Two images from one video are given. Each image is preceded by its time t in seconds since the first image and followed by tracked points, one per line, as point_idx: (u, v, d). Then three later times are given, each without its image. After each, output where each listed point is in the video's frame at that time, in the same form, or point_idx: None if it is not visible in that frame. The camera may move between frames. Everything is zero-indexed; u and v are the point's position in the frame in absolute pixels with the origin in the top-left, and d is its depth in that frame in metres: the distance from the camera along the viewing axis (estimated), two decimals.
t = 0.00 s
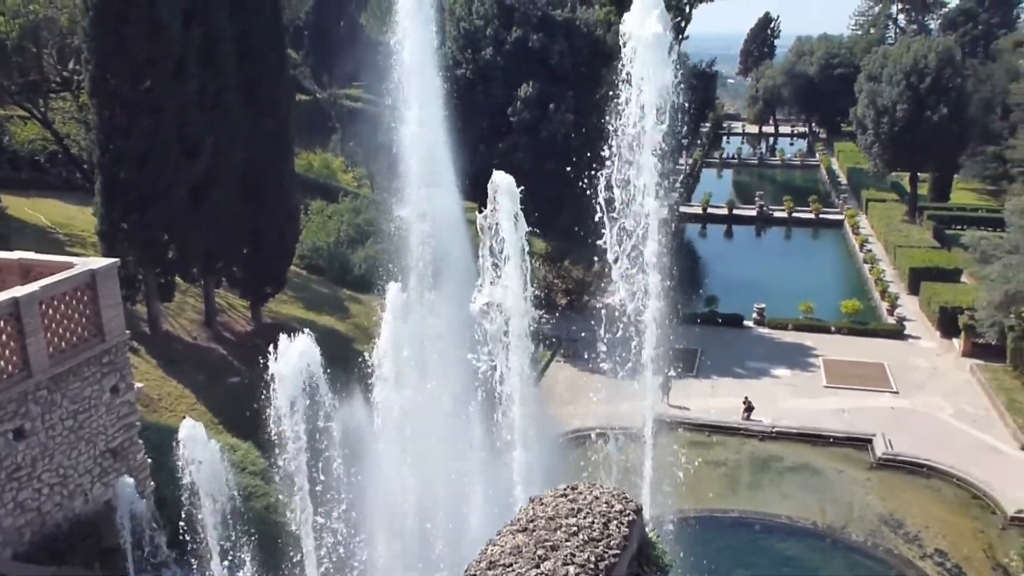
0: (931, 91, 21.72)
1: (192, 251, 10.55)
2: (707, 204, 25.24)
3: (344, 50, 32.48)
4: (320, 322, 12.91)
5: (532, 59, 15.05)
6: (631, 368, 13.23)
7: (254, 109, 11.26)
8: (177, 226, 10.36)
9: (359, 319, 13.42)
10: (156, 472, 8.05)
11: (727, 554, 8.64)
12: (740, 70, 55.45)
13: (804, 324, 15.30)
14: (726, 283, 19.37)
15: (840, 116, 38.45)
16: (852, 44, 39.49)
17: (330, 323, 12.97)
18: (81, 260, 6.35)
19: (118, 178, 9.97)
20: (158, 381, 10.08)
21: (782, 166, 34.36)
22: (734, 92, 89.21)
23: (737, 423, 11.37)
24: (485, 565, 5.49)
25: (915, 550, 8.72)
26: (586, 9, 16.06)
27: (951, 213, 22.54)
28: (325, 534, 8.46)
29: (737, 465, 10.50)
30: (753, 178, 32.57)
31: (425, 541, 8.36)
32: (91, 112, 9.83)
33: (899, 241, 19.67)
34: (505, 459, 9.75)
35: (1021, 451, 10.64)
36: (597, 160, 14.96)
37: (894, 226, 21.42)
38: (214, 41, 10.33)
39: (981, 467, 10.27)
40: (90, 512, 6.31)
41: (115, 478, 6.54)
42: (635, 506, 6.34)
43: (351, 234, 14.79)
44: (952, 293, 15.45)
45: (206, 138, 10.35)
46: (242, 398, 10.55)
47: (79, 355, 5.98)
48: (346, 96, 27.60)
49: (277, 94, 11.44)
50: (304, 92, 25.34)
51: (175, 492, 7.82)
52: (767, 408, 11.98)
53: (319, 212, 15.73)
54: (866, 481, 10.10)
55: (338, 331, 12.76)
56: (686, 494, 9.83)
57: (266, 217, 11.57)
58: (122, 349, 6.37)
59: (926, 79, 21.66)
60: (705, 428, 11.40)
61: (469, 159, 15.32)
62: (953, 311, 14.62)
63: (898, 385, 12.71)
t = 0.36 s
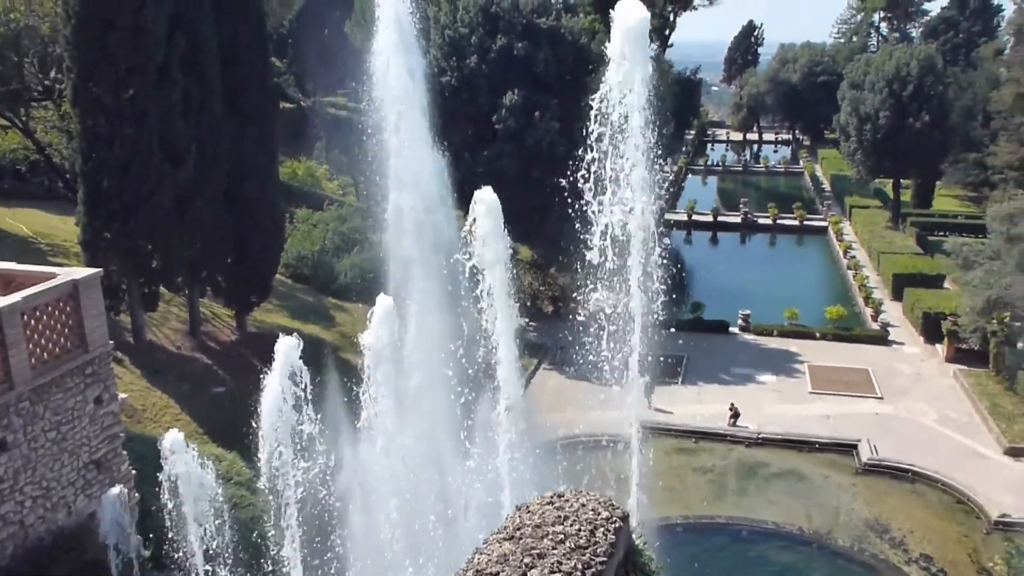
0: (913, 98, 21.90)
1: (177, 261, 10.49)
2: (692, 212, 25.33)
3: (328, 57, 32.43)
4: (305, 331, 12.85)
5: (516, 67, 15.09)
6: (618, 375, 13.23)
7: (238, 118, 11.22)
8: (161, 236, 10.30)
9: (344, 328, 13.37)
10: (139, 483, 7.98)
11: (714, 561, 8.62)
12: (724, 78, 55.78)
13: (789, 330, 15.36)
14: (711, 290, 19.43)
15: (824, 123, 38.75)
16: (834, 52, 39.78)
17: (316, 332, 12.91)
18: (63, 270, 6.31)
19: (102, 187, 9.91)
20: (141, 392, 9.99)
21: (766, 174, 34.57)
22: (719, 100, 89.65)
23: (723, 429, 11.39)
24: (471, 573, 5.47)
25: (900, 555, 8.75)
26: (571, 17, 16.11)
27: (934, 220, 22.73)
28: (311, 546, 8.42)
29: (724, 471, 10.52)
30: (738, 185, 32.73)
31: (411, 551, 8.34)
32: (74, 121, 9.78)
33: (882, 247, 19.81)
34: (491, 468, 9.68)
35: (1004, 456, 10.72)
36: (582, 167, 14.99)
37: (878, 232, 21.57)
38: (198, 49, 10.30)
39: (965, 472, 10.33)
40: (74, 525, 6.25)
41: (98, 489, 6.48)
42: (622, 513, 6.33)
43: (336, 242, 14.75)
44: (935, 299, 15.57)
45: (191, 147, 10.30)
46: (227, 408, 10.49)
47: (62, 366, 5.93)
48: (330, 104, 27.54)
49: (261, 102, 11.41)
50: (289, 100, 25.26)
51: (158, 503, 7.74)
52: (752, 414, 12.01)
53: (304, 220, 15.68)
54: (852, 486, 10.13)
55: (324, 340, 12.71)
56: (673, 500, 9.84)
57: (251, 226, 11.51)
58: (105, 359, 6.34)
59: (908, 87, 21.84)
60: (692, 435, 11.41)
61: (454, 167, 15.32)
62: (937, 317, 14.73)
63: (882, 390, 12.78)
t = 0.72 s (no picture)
0: (890, 104, 22.10)
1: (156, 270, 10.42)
2: (673, 217, 25.43)
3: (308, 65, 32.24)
4: (287, 339, 12.78)
5: (496, 73, 15.11)
6: (599, 381, 13.24)
7: (216, 126, 11.16)
8: (139, 245, 10.23)
9: (325, 335, 13.31)
10: (117, 495, 7.91)
11: (695, 565, 8.63)
12: (703, 84, 56.13)
13: (769, 335, 15.45)
14: (691, 295, 19.53)
15: (802, 129, 39.08)
16: (812, 58, 40.11)
17: (297, 340, 12.84)
18: (38, 279, 6.24)
19: (79, 196, 9.81)
20: (120, 402, 9.88)
21: (745, 179, 34.80)
22: (699, 106, 90.18)
23: (704, 433, 11.43)
24: None
25: (881, 556, 8.81)
26: (550, 24, 16.16)
27: (911, 224, 22.96)
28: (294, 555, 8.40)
29: (705, 475, 10.55)
30: (717, 190, 32.92)
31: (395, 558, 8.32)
32: (49, 128, 9.68)
33: (861, 252, 19.97)
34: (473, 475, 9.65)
35: (982, 457, 10.82)
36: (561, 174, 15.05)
37: (856, 237, 21.77)
38: (176, 57, 10.25)
39: (943, 474, 10.42)
40: (51, 537, 6.16)
41: (76, 501, 6.41)
42: (604, 519, 6.33)
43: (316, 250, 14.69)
44: (913, 303, 15.71)
45: (168, 154, 10.23)
46: (207, 417, 10.38)
47: (38, 376, 5.86)
48: (310, 111, 27.44)
49: (240, 110, 11.35)
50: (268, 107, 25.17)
51: (138, 514, 7.68)
52: (733, 418, 12.06)
53: (284, 227, 15.60)
54: (832, 489, 10.19)
55: (304, 348, 12.64)
56: (655, 505, 9.85)
57: (229, 234, 11.44)
58: (82, 369, 6.27)
59: (885, 93, 22.03)
60: (673, 439, 11.43)
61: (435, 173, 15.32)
62: (914, 321, 14.87)
63: (861, 394, 12.87)
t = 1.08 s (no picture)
0: (868, 108, 22.27)
1: (135, 278, 10.33)
2: (654, 221, 25.52)
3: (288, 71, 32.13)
4: (268, 346, 12.70)
5: (476, 78, 15.10)
6: (582, 386, 13.24)
7: (195, 132, 11.08)
8: (118, 254, 10.14)
9: (307, 342, 13.24)
10: (96, 506, 7.82)
11: (679, 568, 8.64)
12: (683, 89, 56.44)
13: (751, 338, 15.52)
14: (672, 299, 19.59)
15: (782, 133, 39.36)
16: (791, 63, 40.39)
17: (278, 347, 12.76)
18: (14, 288, 6.17)
19: (56, 205, 9.71)
20: (99, 411, 9.77)
21: (726, 183, 35.00)
22: (680, 111, 90.62)
23: (687, 437, 11.45)
24: None
25: (863, 558, 8.86)
26: (531, 30, 16.18)
27: (890, 227, 23.16)
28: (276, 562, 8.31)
29: (688, 479, 10.56)
30: (698, 195, 33.08)
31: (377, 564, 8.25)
32: (25, 135, 9.57)
33: (841, 255, 20.10)
34: (454, 478, 9.62)
35: (961, 458, 10.91)
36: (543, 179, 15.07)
37: (836, 240, 21.92)
38: (154, 63, 10.18)
39: (923, 474, 10.49)
40: (28, 550, 6.07)
41: (55, 512, 6.33)
42: (587, 523, 6.33)
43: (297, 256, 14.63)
44: (892, 305, 15.83)
45: (146, 162, 10.18)
46: (187, 426, 10.28)
47: (15, 386, 5.79)
48: (291, 117, 27.34)
49: (220, 117, 11.25)
50: (249, 113, 25.05)
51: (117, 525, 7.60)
52: (715, 422, 12.09)
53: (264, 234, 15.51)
54: (815, 491, 10.24)
55: (286, 355, 12.56)
56: (638, 509, 9.86)
57: (209, 242, 11.34)
58: (60, 379, 6.21)
59: (863, 97, 22.19)
60: (656, 443, 11.45)
61: (416, 180, 15.34)
62: (894, 323, 14.99)
63: (842, 396, 12.95)
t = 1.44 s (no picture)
0: (844, 112, 22.51)
1: (111, 285, 10.18)
2: (633, 225, 25.61)
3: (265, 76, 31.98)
4: (246, 353, 12.61)
5: (455, 83, 15.11)
6: (562, 390, 13.25)
7: (172, 138, 10.96)
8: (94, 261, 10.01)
9: (286, 349, 13.15)
10: (73, 516, 7.73)
11: (661, 571, 8.64)
12: (661, 94, 56.76)
13: (730, 341, 15.60)
14: (652, 302, 19.64)
15: (759, 137, 39.68)
16: (768, 67, 40.69)
17: (256, 354, 12.67)
18: None
19: (30, 212, 9.65)
20: (75, 420, 9.67)
21: (704, 187, 35.21)
22: (658, 115, 91.20)
23: (667, 440, 11.48)
24: None
25: (842, 558, 8.90)
26: (509, 35, 16.22)
27: (867, 230, 23.39)
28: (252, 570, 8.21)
29: (669, 482, 10.59)
30: (677, 198, 33.26)
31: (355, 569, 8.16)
32: None
33: (819, 257, 20.26)
34: (434, 484, 9.59)
35: (938, 458, 11.00)
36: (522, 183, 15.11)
37: (814, 243, 22.09)
38: (131, 68, 10.11)
39: (901, 475, 10.59)
40: (3, 561, 5.98)
41: (30, 523, 6.24)
42: (567, 528, 6.34)
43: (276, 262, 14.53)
44: (869, 307, 15.97)
45: (121, 166, 10.06)
46: (165, 434, 10.17)
47: None
48: (268, 122, 27.21)
49: (197, 122, 11.16)
50: (226, 119, 24.91)
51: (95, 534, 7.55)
52: (695, 424, 12.14)
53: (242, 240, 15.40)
54: (794, 493, 10.29)
55: (264, 362, 12.47)
56: (620, 512, 9.87)
57: (187, 249, 11.20)
58: (35, 389, 6.15)
59: (839, 102, 22.43)
60: (637, 446, 11.47)
61: (395, 185, 15.32)
62: (871, 324, 15.13)
63: (820, 397, 13.04)
